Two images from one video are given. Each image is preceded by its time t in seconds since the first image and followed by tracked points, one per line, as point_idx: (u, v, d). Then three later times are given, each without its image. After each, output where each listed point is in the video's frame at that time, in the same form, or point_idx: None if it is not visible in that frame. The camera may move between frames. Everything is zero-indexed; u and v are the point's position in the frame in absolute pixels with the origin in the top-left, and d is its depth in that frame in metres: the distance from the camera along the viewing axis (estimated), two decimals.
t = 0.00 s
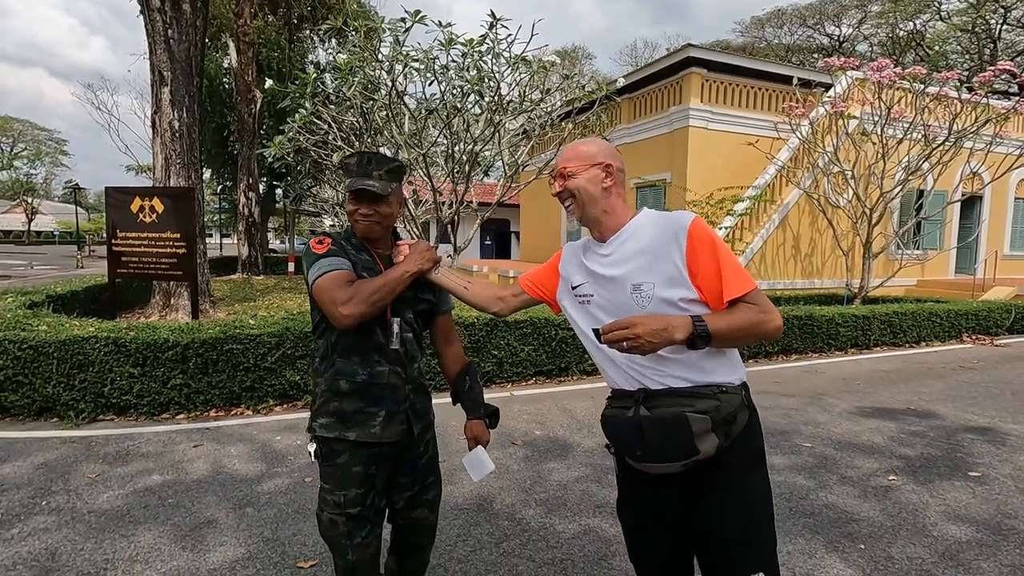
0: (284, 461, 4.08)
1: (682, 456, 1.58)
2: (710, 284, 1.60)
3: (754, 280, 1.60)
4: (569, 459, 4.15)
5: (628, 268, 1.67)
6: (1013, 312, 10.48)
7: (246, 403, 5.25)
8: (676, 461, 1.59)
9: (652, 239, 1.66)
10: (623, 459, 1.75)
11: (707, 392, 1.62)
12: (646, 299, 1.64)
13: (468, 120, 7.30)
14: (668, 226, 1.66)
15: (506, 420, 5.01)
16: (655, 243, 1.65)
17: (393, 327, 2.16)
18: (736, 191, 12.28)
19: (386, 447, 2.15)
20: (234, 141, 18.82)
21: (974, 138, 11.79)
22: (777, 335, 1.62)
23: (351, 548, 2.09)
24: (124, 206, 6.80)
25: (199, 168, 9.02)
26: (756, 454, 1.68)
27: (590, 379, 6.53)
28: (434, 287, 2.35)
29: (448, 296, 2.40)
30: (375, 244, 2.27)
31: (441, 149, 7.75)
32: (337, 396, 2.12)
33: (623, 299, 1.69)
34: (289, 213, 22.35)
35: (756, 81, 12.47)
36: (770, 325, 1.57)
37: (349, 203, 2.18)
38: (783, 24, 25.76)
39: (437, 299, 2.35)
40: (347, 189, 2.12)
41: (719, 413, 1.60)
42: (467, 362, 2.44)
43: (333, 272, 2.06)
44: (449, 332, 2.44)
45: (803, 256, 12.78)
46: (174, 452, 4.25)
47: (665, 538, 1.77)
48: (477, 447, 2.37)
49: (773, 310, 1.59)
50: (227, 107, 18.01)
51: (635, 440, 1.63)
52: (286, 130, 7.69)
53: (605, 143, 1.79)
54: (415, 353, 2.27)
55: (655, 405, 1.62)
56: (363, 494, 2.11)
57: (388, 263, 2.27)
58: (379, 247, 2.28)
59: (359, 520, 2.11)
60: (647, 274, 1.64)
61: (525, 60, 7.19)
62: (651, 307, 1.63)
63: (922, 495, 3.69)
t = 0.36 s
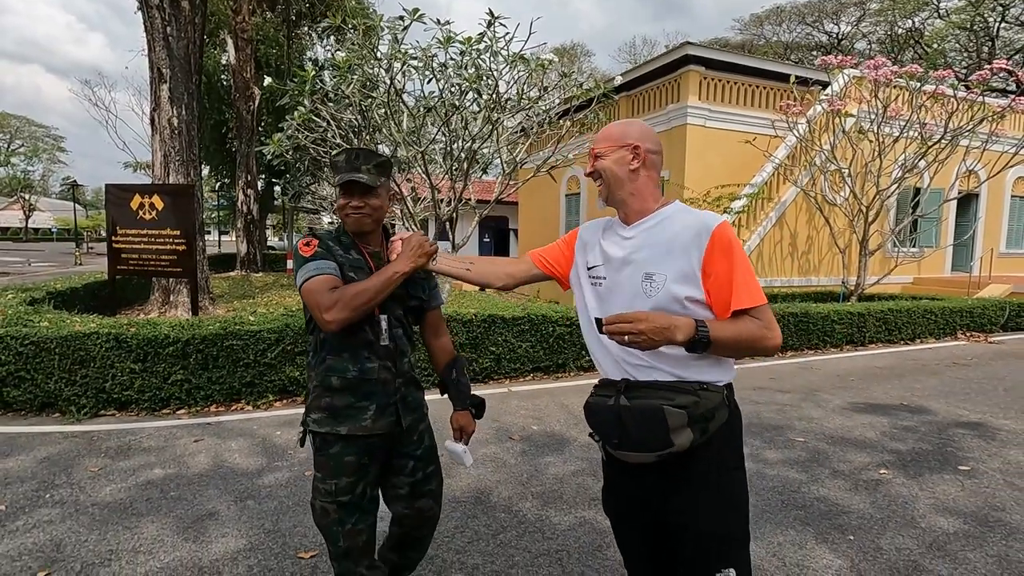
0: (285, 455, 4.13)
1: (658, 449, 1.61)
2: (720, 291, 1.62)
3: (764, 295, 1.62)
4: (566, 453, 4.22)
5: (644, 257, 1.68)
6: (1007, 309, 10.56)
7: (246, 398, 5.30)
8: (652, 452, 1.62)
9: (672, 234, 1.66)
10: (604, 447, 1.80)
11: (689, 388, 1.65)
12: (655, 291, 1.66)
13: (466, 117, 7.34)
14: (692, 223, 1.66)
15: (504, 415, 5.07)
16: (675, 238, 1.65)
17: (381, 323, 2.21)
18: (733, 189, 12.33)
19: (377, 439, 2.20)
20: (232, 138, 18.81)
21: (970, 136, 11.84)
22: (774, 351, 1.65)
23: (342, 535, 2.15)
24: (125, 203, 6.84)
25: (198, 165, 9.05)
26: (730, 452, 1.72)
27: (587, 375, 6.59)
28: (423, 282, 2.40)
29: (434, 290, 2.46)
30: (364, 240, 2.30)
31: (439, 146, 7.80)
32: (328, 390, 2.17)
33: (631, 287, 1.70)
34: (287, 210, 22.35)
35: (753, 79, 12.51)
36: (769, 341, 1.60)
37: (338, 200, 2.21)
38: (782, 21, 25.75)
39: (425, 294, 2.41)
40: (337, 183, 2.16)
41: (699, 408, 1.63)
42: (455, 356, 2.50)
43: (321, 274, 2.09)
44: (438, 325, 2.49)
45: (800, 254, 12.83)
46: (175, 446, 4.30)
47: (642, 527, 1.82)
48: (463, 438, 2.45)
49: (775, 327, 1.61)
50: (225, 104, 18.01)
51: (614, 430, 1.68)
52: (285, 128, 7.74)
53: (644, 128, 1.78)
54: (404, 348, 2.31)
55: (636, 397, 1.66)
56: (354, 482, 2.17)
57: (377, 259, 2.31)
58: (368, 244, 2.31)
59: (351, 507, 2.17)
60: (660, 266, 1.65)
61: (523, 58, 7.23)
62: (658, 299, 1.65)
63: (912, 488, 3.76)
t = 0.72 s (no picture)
0: (277, 451, 4.14)
1: (647, 440, 1.66)
2: (718, 291, 1.66)
3: (759, 299, 1.67)
4: (557, 447, 4.26)
5: (648, 254, 1.72)
6: (990, 306, 10.73)
7: (238, 395, 5.30)
8: (640, 444, 1.66)
9: (678, 233, 1.69)
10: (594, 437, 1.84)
11: (678, 384, 1.69)
12: (656, 288, 1.69)
13: (459, 114, 7.35)
14: (697, 223, 1.69)
15: (496, 410, 5.11)
16: (679, 237, 1.69)
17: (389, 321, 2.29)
18: (723, 187, 12.41)
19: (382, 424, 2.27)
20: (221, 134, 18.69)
21: (956, 136, 11.98)
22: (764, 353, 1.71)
23: (344, 516, 2.20)
24: (114, 200, 6.80)
25: (188, 162, 9.00)
26: (716, 446, 1.76)
27: (578, 371, 6.64)
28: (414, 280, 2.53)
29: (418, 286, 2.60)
30: (371, 242, 2.35)
31: (431, 144, 7.81)
32: (336, 385, 2.20)
33: (633, 283, 1.73)
34: (278, 207, 22.23)
35: (744, 78, 12.60)
36: (761, 343, 1.65)
37: (357, 206, 2.25)
38: (772, 20, 25.83)
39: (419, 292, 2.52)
40: (360, 186, 2.22)
41: (686, 403, 1.66)
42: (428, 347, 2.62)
43: (328, 290, 2.09)
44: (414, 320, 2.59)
45: (788, 251, 12.95)
46: (168, 442, 4.31)
47: (630, 517, 1.87)
48: (435, 419, 2.61)
49: (768, 331, 1.67)
50: (214, 100, 17.90)
51: (605, 422, 1.72)
52: (276, 125, 7.72)
53: (663, 126, 1.81)
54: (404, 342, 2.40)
55: (626, 391, 1.70)
56: (357, 463, 2.22)
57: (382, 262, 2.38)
58: (373, 246, 2.36)
59: (354, 486, 2.22)
60: (664, 263, 1.69)
61: (515, 56, 7.25)
62: (659, 297, 1.68)
63: (895, 480, 3.84)
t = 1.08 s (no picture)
0: (259, 451, 4.10)
1: (641, 433, 1.70)
2: (701, 281, 1.67)
3: (745, 285, 1.67)
4: (540, 444, 4.29)
5: (632, 253, 1.75)
6: (958, 303, 11.02)
7: (218, 395, 5.23)
8: (634, 435, 1.71)
9: (658, 230, 1.73)
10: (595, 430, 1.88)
11: (672, 377, 1.72)
12: (642, 285, 1.72)
13: (441, 113, 7.33)
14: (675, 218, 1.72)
15: (479, 408, 5.12)
16: (659, 233, 1.72)
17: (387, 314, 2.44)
18: (702, 186, 12.54)
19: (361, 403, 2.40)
20: (197, 130, 18.36)
21: (927, 138, 12.26)
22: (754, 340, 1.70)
23: (329, 484, 2.32)
24: (88, 197, 6.66)
25: (163, 158, 8.83)
26: (712, 440, 1.77)
27: (560, 369, 6.68)
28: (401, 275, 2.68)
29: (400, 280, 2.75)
30: (372, 240, 2.44)
31: (412, 141, 7.78)
32: (326, 366, 2.30)
33: (621, 282, 1.77)
34: (255, 205, 21.91)
35: (723, 80, 12.75)
36: (748, 328, 1.65)
37: (370, 207, 2.32)
38: (750, 22, 26.11)
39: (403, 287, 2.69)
40: (373, 188, 2.31)
41: (680, 397, 1.69)
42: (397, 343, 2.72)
43: (349, 285, 2.16)
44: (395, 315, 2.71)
45: (765, 250, 13.16)
46: (146, 443, 4.24)
47: (627, 509, 1.90)
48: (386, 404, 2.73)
49: (754, 316, 1.66)
50: (190, 95, 17.60)
51: (602, 414, 1.77)
52: (256, 121, 7.62)
53: (630, 131, 1.84)
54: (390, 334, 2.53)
55: (623, 384, 1.74)
56: (340, 437, 2.33)
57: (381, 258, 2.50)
58: (374, 243, 2.45)
59: (336, 462, 2.34)
60: (647, 260, 1.72)
61: (497, 55, 7.25)
62: (645, 293, 1.71)
63: (867, 471, 3.93)
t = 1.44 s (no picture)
0: (240, 452, 4.05)
1: (649, 438, 1.73)
2: (716, 289, 1.70)
3: (759, 298, 1.70)
4: (523, 441, 4.32)
5: (649, 254, 1.77)
6: (923, 300, 11.37)
7: (196, 396, 5.15)
8: (642, 440, 1.73)
9: (678, 234, 1.75)
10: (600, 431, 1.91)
11: (681, 384, 1.74)
12: (656, 287, 1.74)
13: (421, 110, 7.31)
14: (697, 224, 1.75)
15: (462, 406, 5.13)
16: (680, 237, 1.74)
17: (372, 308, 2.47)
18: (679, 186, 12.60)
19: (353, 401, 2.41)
20: (166, 126, 17.93)
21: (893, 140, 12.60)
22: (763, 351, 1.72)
23: (315, 478, 2.34)
24: (56, 194, 6.46)
25: (133, 154, 8.62)
26: (717, 445, 1.80)
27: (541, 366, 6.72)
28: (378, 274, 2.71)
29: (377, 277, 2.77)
30: (355, 239, 2.45)
31: (391, 139, 7.74)
32: (319, 364, 2.29)
33: (636, 282, 1.78)
34: (227, 203, 21.50)
35: (699, 81, 12.91)
36: (761, 341, 1.67)
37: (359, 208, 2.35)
38: (723, 25, 26.50)
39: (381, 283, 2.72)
40: (371, 196, 2.34)
41: (688, 404, 1.72)
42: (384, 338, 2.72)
43: (342, 282, 2.17)
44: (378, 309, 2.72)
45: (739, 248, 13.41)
46: (122, 446, 4.15)
47: (632, 509, 1.94)
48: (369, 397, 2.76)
49: (767, 328, 1.68)
50: (159, 90, 17.20)
51: (609, 417, 1.79)
52: (231, 117, 7.49)
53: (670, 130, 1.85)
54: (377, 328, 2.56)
55: (631, 390, 1.76)
56: (331, 434, 2.35)
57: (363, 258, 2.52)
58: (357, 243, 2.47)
59: (326, 457, 2.36)
60: (664, 263, 1.74)
61: (478, 53, 7.27)
62: (659, 295, 1.73)
63: (840, 462, 4.05)
